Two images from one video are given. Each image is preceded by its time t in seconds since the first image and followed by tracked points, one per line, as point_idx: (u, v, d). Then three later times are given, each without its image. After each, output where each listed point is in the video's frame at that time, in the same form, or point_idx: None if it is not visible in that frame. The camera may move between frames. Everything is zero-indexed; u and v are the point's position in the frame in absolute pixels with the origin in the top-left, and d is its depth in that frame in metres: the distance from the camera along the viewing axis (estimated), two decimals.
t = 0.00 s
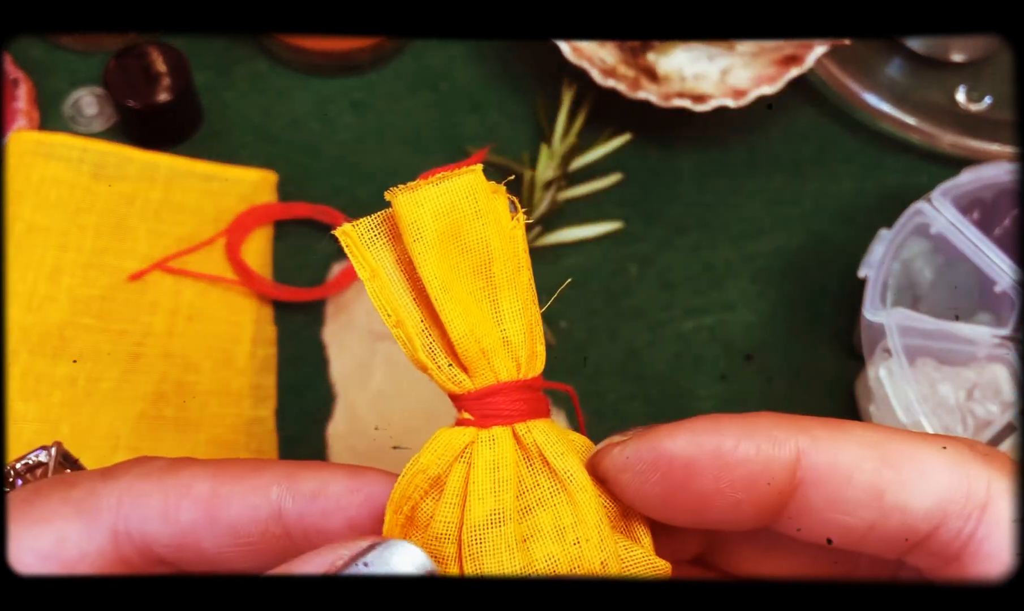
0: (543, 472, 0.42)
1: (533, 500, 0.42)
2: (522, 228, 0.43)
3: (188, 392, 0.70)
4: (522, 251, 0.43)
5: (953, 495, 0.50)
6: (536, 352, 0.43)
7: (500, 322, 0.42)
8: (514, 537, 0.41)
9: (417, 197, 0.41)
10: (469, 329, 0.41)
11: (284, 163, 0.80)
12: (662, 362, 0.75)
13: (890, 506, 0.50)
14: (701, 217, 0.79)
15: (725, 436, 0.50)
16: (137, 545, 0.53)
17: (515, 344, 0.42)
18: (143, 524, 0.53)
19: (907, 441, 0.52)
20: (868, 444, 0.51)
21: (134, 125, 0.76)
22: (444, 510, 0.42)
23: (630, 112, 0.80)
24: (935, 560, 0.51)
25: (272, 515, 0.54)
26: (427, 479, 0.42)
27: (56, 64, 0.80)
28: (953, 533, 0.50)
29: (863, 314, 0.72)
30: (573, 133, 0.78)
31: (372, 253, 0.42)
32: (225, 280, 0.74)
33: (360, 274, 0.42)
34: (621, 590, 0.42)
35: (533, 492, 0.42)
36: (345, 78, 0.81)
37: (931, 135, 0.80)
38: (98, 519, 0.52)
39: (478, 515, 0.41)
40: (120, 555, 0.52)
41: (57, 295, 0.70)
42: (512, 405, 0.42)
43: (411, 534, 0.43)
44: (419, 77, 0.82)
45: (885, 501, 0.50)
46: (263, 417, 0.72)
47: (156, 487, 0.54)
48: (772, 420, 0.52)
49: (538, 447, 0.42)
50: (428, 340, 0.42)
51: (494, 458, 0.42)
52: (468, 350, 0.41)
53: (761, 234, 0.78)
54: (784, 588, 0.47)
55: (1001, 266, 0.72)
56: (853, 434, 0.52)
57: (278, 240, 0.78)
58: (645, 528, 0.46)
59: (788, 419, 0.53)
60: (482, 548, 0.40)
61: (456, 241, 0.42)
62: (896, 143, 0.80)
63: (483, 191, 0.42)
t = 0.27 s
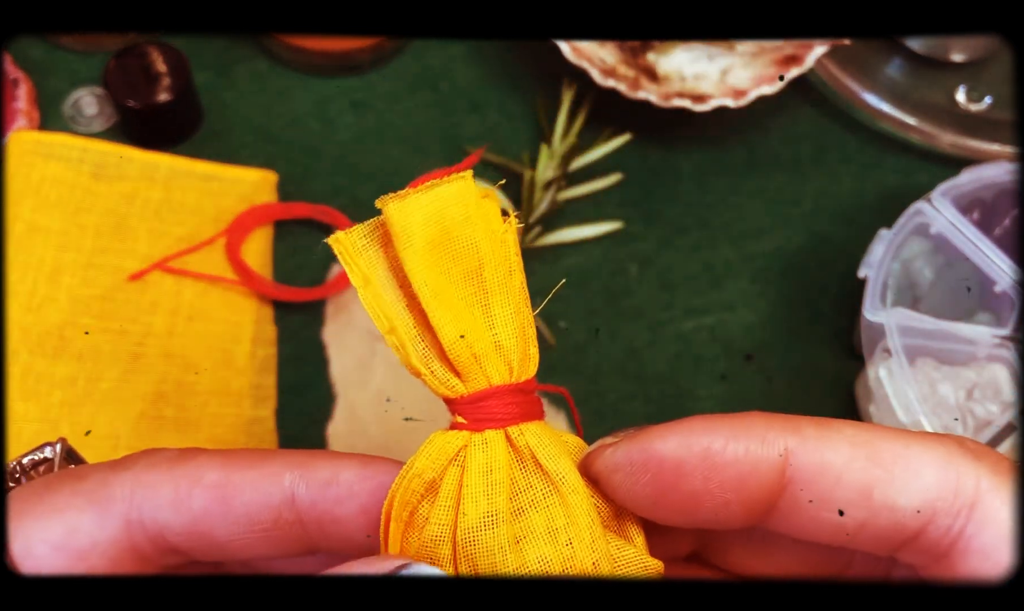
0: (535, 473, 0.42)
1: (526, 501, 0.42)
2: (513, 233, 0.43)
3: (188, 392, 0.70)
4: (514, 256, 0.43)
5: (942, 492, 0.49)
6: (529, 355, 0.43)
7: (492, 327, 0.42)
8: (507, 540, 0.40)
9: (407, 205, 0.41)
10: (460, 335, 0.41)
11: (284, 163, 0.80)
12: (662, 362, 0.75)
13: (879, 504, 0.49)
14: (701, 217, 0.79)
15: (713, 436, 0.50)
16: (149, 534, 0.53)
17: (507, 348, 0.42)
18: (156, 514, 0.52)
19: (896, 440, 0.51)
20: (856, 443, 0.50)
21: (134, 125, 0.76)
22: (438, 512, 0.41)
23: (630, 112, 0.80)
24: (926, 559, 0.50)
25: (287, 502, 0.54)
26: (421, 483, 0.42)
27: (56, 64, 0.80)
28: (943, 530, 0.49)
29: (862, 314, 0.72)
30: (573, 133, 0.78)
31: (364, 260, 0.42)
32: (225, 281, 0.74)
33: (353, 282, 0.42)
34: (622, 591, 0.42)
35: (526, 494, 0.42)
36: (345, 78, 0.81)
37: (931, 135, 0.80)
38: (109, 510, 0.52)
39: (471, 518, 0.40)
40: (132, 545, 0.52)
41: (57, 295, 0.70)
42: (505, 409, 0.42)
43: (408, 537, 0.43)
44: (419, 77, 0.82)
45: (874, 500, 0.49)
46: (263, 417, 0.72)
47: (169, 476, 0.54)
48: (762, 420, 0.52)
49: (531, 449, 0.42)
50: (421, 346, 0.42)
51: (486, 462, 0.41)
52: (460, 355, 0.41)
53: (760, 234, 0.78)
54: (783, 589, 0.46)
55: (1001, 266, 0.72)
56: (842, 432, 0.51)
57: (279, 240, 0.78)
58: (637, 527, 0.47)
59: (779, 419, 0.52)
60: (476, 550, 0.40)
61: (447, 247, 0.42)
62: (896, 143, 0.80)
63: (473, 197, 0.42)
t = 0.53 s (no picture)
0: (530, 475, 0.42)
1: (522, 502, 0.41)
2: (503, 236, 0.43)
3: (188, 392, 0.70)
4: (504, 259, 0.43)
5: (935, 496, 0.48)
6: (521, 356, 0.42)
7: (484, 330, 0.42)
8: (504, 541, 0.40)
9: (396, 211, 0.41)
10: (453, 339, 0.41)
11: (284, 163, 0.80)
12: (662, 362, 0.75)
13: (871, 507, 0.49)
14: (701, 217, 0.79)
15: (704, 437, 0.49)
16: (145, 537, 0.53)
17: (499, 351, 0.42)
18: (152, 517, 0.53)
19: (890, 442, 0.51)
20: (849, 447, 0.50)
21: (134, 125, 0.76)
22: (435, 515, 0.41)
23: (630, 112, 0.80)
24: (919, 560, 0.50)
25: (282, 506, 0.54)
26: (419, 486, 0.42)
27: (55, 63, 0.80)
28: (936, 534, 0.49)
29: (862, 314, 0.72)
30: (574, 133, 0.77)
31: (355, 267, 0.42)
32: (225, 280, 0.74)
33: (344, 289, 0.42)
34: (620, 590, 0.42)
35: (522, 495, 0.41)
36: (345, 78, 0.81)
37: (930, 135, 0.80)
38: (107, 512, 0.52)
39: (468, 521, 0.40)
40: (127, 548, 0.53)
41: (57, 295, 0.70)
42: (499, 411, 0.42)
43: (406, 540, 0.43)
44: (419, 77, 0.82)
45: (867, 504, 0.49)
46: (263, 418, 0.72)
47: (165, 481, 0.54)
48: (756, 421, 0.51)
49: (526, 452, 0.42)
50: (414, 351, 0.42)
51: (482, 464, 0.41)
52: (453, 359, 0.41)
53: (760, 234, 0.78)
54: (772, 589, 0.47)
55: (1001, 266, 0.72)
56: (839, 436, 0.51)
57: (279, 240, 0.78)
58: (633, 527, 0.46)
59: (773, 421, 0.52)
60: (473, 551, 0.40)
61: (437, 253, 0.41)
62: (896, 143, 0.80)
63: (462, 201, 0.42)
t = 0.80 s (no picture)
0: (509, 455, 0.43)
1: (501, 483, 0.43)
2: (487, 223, 0.44)
3: (188, 392, 0.70)
4: (488, 244, 0.44)
5: (912, 506, 0.48)
6: (503, 341, 0.43)
7: (467, 313, 0.43)
8: (482, 519, 0.41)
9: (382, 194, 0.42)
10: (436, 320, 0.42)
11: (284, 163, 0.80)
12: (662, 362, 0.75)
13: (847, 514, 0.49)
14: (701, 217, 0.79)
15: (683, 431, 0.50)
16: (128, 532, 0.53)
17: (482, 334, 0.43)
18: (134, 513, 0.53)
19: (868, 451, 0.50)
20: (827, 453, 0.50)
21: (134, 125, 0.76)
22: (414, 494, 0.43)
23: (630, 112, 0.80)
24: (895, 571, 0.49)
25: (263, 498, 0.55)
26: (400, 465, 0.43)
27: (55, 64, 0.80)
28: (912, 545, 0.48)
29: (862, 314, 0.72)
30: (573, 133, 0.78)
31: (342, 249, 0.43)
32: (225, 280, 0.74)
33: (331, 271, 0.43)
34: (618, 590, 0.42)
35: (500, 475, 0.43)
36: (345, 78, 0.81)
37: (930, 135, 0.80)
38: (90, 509, 0.52)
39: (447, 498, 0.41)
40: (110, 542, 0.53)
41: (57, 295, 0.70)
42: (481, 393, 0.43)
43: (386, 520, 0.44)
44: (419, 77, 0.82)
45: (843, 510, 0.49)
46: (263, 416, 0.72)
47: (147, 477, 0.54)
48: (737, 423, 0.52)
49: (506, 433, 0.43)
50: (398, 332, 0.43)
51: (462, 444, 0.42)
52: (437, 341, 0.42)
53: (760, 234, 0.78)
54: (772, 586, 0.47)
55: (1001, 266, 0.72)
56: (817, 443, 0.51)
57: (278, 239, 0.78)
58: (610, 510, 0.47)
59: (754, 424, 0.52)
60: (451, 528, 0.41)
61: (423, 236, 0.42)
62: (896, 143, 0.80)
63: (448, 187, 0.43)
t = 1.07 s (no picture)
0: (518, 458, 0.43)
1: (510, 484, 0.42)
2: (495, 229, 0.44)
3: (188, 392, 0.70)
4: (497, 250, 0.44)
5: (917, 506, 0.48)
6: (513, 345, 0.43)
7: (477, 317, 0.43)
8: (491, 520, 0.41)
9: (396, 197, 0.42)
10: (447, 324, 0.42)
11: (285, 164, 0.80)
12: (662, 362, 0.75)
13: (853, 515, 0.49)
14: (701, 217, 0.79)
15: (691, 433, 0.49)
16: (136, 534, 0.53)
17: (492, 338, 0.43)
18: (141, 515, 0.53)
19: (872, 452, 0.50)
20: (833, 454, 0.50)
21: (134, 125, 0.76)
22: (423, 496, 0.42)
23: (630, 113, 0.80)
24: (900, 571, 0.49)
25: (270, 502, 0.55)
26: (410, 468, 0.43)
27: (55, 64, 0.80)
28: (918, 545, 0.48)
29: (862, 314, 0.72)
30: (574, 133, 0.76)
31: (354, 252, 0.43)
32: (224, 280, 0.74)
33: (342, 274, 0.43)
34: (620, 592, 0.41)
35: (509, 478, 0.42)
36: (345, 78, 0.81)
37: (930, 135, 0.79)
38: (98, 510, 0.52)
39: (457, 500, 0.41)
40: (117, 544, 0.53)
41: (57, 295, 0.70)
42: (491, 395, 0.43)
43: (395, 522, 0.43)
44: (419, 77, 0.82)
45: (848, 511, 0.49)
46: (263, 417, 0.72)
47: (155, 480, 0.54)
48: (743, 424, 0.51)
49: (515, 436, 0.43)
50: (409, 336, 0.43)
51: (472, 445, 0.42)
52: (447, 344, 0.42)
53: (760, 234, 0.78)
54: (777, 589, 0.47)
55: (1002, 267, 0.72)
56: (822, 444, 0.51)
57: (279, 239, 0.78)
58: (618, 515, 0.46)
59: (760, 425, 0.52)
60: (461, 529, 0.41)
61: (433, 241, 0.42)
62: (896, 143, 0.80)
63: (459, 192, 0.43)
